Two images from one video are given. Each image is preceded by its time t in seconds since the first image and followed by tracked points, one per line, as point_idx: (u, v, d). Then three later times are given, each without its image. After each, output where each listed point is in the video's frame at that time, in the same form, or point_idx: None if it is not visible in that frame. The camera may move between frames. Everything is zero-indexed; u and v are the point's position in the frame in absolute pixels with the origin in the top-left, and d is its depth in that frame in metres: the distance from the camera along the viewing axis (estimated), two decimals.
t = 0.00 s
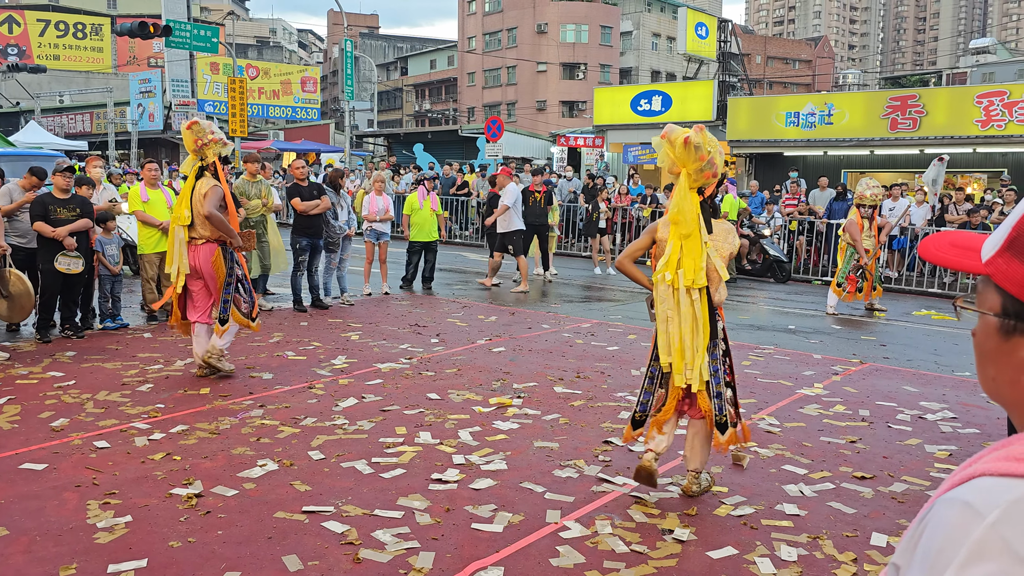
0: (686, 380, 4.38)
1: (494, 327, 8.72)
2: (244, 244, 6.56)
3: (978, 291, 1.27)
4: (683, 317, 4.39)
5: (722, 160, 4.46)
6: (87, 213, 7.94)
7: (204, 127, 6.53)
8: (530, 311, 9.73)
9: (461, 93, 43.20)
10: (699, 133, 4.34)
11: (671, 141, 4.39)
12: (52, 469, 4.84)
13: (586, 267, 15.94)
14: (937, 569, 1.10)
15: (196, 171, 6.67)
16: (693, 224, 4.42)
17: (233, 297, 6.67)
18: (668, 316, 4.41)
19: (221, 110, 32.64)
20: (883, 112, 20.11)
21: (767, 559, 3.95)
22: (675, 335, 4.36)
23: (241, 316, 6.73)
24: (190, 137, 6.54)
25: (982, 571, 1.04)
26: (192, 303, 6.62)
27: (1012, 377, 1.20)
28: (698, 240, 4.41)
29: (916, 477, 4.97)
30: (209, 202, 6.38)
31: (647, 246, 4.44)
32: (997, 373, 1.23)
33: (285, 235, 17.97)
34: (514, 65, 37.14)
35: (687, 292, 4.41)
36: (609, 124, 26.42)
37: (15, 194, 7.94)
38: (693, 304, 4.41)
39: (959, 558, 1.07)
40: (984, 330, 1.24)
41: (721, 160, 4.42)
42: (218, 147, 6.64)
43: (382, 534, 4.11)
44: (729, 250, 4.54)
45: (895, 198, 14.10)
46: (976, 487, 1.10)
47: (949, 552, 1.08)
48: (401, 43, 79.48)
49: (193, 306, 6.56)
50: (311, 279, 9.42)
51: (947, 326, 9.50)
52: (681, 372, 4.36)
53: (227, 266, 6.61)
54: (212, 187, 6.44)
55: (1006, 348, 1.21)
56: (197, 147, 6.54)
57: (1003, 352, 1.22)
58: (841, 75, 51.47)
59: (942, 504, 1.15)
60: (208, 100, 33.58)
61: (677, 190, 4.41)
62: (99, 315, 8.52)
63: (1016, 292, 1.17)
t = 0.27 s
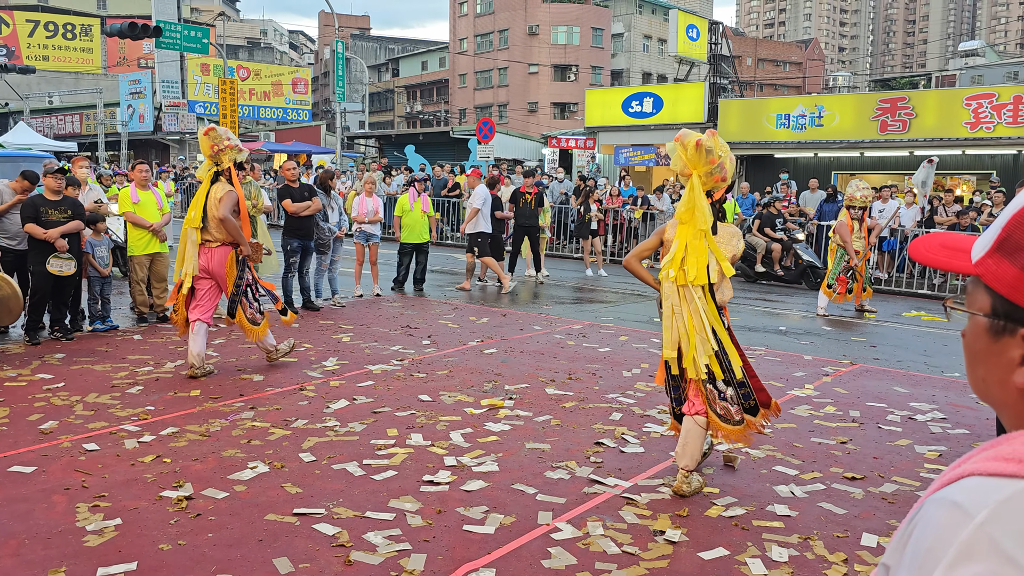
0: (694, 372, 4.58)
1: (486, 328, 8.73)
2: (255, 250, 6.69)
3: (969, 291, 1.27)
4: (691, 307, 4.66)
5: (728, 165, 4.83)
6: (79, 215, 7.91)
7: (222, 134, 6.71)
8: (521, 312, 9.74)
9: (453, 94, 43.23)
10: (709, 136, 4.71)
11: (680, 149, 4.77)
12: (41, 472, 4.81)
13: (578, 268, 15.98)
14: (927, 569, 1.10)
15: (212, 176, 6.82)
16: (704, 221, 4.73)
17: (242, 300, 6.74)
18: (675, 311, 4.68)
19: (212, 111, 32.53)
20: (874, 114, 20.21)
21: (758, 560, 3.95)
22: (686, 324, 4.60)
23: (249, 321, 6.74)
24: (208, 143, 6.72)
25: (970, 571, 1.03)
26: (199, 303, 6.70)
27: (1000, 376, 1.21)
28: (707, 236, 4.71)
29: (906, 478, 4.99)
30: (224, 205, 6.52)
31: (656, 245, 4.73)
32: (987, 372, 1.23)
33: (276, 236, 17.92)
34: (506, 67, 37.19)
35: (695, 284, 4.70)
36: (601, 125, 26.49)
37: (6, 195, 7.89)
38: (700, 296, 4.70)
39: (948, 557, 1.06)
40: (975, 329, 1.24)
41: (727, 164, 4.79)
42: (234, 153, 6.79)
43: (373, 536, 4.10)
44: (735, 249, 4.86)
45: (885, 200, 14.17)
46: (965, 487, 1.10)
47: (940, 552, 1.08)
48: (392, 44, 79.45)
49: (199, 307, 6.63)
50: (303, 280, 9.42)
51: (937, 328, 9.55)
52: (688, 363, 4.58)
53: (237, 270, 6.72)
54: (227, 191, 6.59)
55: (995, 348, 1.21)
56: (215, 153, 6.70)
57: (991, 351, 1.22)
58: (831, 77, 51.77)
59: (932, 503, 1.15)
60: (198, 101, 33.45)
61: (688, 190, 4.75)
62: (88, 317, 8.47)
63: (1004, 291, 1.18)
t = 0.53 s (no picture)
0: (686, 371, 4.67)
1: (479, 329, 8.72)
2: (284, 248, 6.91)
3: (961, 291, 1.28)
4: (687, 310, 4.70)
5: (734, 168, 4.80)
6: (71, 215, 7.87)
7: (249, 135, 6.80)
8: (514, 313, 9.74)
9: (445, 95, 43.25)
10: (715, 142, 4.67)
11: (689, 150, 4.74)
12: (31, 474, 4.78)
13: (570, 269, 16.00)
14: (916, 567, 1.11)
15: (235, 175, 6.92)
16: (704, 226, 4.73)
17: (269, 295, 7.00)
18: (673, 310, 4.72)
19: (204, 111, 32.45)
20: (865, 116, 20.30)
21: (751, 560, 3.96)
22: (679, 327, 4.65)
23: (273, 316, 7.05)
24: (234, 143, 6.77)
25: (958, 569, 1.04)
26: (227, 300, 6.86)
27: (991, 375, 1.22)
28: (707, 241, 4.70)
29: (897, 478, 5.01)
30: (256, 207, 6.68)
31: (659, 245, 4.74)
32: (978, 371, 1.24)
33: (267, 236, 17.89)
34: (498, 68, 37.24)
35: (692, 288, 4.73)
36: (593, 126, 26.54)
37: None
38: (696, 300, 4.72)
39: (938, 555, 1.07)
40: (966, 328, 1.25)
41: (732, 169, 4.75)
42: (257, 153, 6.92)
43: (365, 538, 4.10)
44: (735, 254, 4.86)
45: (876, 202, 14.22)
46: (955, 485, 1.10)
47: (929, 550, 1.09)
48: (384, 44, 79.43)
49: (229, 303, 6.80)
50: (296, 281, 9.42)
51: (928, 328, 9.59)
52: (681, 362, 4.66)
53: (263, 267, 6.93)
54: (257, 192, 6.74)
55: (986, 346, 1.22)
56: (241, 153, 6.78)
57: (983, 350, 1.23)
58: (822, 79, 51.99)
59: (923, 501, 1.16)
60: (190, 101, 33.36)
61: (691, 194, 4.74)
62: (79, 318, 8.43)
63: (995, 291, 1.19)
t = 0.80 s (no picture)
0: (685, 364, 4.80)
1: (471, 330, 8.72)
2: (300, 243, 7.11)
3: (950, 291, 1.29)
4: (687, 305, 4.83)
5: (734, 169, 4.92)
6: (62, 215, 7.84)
7: (262, 135, 7.02)
8: (506, 314, 9.76)
9: (438, 96, 43.29)
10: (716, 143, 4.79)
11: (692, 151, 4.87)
12: (20, 476, 4.76)
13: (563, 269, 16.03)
14: (905, 566, 1.11)
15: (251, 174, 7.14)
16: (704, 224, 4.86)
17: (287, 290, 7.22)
18: (675, 304, 4.84)
19: (195, 111, 32.35)
20: (855, 117, 20.39)
21: (742, 560, 3.96)
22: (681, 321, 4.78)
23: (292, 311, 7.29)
24: (248, 144, 7.00)
25: (946, 568, 1.04)
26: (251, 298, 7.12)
27: (981, 374, 1.23)
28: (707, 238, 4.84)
29: (888, 478, 5.02)
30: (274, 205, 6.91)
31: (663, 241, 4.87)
32: (967, 369, 1.25)
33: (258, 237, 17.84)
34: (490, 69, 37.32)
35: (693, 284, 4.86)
36: (585, 127, 26.61)
37: None
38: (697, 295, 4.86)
39: (926, 554, 1.07)
40: (955, 327, 1.26)
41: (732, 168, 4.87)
42: (271, 152, 7.14)
43: (357, 539, 4.09)
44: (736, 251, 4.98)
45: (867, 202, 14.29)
46: (943, 484, 1.11)
47: (918, 549, 1.09)
48: (376, 44, 79.31)
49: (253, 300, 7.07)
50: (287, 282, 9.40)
51: (918, 328, 9.64)
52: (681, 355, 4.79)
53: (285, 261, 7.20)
54: (274, 191, 6.97)
55: (976, 345, 1.23)
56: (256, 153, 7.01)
57: (972, 349, 1.24)
58: (815, 80, 52.25)
59: (911, 501, 1.16)
60: (181, 101, 33.24)
61: (694, 193, 4.87)
62: (69, 319, 8.38)
63: (985, 289, 1.20)
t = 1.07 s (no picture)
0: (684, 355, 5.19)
1: (463, 331, 8.72)
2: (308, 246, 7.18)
3: (942, 292, 1.29)
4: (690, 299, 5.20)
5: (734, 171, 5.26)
6: (52, 217, 7.80)
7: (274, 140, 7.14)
8: (499, 315, 9.76)
9: (431, 97, 43.29)
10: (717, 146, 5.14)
11: (693, 155, 5.25)
12: (10, 478, 4.73)
13: (555, 271, 16.03)
14: (897, 567, 1.12)
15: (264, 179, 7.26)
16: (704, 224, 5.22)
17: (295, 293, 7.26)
18: (677, 299, 5.22)
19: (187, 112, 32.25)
20: (846, 119, 20.46)
21: (734, 561, 3.97)
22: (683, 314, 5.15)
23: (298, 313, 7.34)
24: (261, 148, 7.13)
25: (939, 568, 1.05)
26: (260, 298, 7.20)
27: (972, 375, 1.24)
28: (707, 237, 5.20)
29: (879, 479, 5.04)
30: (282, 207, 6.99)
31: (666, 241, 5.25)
32: (958, 370, 1.27)
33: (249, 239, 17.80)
34: (483, 70, 37.34)
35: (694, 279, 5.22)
36: (578, 129, 26.65)
37: None
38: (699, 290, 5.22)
39: (919, 555, 1.08)
40: (948, 327, 1.27)
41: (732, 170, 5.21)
42: (284, 157, 7.26)
43: (350, 541, 4.08)
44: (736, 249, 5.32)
45: (857, 204, 14.34)
46: (935, 485, 1.11)
47: (910, 550, 1.09)
48: (368, 46, 79.19)
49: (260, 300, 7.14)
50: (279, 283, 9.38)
51: (909, 330, 9.68)
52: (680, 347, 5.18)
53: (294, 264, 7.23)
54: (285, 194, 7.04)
55: (968, 345, 1.24)
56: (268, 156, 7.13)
57: (964, 349, 1.25)
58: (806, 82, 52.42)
59: (903, 500, 1.16)
60: (173, 102, 33.15)
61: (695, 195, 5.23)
62: (59, 321, 8.32)
63: (976, 290, 1.20)
